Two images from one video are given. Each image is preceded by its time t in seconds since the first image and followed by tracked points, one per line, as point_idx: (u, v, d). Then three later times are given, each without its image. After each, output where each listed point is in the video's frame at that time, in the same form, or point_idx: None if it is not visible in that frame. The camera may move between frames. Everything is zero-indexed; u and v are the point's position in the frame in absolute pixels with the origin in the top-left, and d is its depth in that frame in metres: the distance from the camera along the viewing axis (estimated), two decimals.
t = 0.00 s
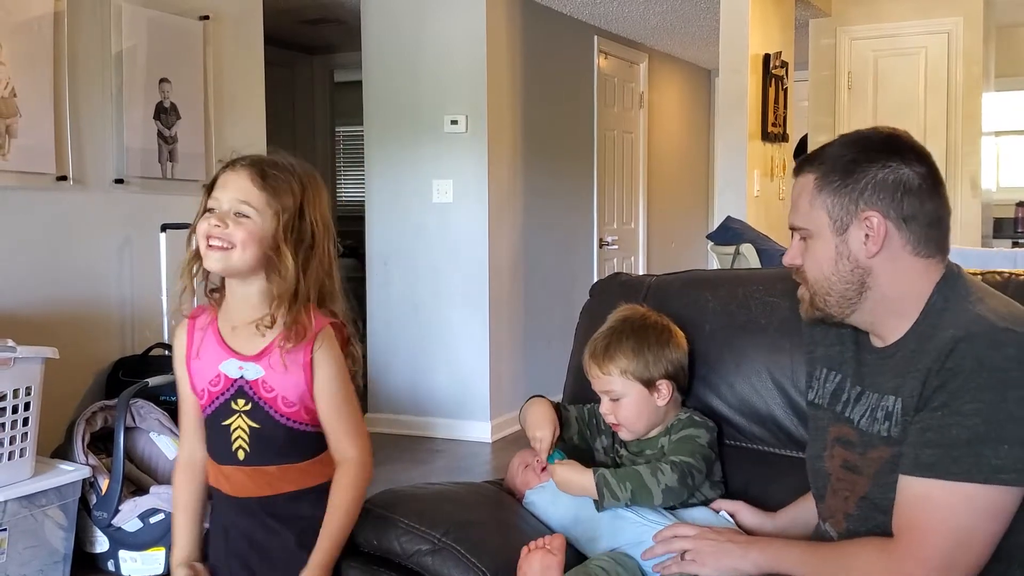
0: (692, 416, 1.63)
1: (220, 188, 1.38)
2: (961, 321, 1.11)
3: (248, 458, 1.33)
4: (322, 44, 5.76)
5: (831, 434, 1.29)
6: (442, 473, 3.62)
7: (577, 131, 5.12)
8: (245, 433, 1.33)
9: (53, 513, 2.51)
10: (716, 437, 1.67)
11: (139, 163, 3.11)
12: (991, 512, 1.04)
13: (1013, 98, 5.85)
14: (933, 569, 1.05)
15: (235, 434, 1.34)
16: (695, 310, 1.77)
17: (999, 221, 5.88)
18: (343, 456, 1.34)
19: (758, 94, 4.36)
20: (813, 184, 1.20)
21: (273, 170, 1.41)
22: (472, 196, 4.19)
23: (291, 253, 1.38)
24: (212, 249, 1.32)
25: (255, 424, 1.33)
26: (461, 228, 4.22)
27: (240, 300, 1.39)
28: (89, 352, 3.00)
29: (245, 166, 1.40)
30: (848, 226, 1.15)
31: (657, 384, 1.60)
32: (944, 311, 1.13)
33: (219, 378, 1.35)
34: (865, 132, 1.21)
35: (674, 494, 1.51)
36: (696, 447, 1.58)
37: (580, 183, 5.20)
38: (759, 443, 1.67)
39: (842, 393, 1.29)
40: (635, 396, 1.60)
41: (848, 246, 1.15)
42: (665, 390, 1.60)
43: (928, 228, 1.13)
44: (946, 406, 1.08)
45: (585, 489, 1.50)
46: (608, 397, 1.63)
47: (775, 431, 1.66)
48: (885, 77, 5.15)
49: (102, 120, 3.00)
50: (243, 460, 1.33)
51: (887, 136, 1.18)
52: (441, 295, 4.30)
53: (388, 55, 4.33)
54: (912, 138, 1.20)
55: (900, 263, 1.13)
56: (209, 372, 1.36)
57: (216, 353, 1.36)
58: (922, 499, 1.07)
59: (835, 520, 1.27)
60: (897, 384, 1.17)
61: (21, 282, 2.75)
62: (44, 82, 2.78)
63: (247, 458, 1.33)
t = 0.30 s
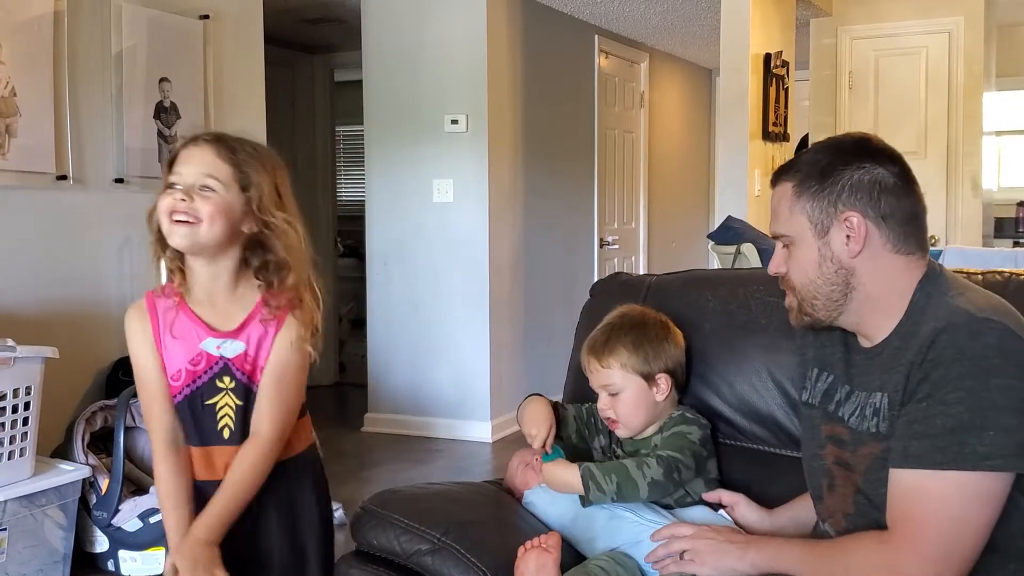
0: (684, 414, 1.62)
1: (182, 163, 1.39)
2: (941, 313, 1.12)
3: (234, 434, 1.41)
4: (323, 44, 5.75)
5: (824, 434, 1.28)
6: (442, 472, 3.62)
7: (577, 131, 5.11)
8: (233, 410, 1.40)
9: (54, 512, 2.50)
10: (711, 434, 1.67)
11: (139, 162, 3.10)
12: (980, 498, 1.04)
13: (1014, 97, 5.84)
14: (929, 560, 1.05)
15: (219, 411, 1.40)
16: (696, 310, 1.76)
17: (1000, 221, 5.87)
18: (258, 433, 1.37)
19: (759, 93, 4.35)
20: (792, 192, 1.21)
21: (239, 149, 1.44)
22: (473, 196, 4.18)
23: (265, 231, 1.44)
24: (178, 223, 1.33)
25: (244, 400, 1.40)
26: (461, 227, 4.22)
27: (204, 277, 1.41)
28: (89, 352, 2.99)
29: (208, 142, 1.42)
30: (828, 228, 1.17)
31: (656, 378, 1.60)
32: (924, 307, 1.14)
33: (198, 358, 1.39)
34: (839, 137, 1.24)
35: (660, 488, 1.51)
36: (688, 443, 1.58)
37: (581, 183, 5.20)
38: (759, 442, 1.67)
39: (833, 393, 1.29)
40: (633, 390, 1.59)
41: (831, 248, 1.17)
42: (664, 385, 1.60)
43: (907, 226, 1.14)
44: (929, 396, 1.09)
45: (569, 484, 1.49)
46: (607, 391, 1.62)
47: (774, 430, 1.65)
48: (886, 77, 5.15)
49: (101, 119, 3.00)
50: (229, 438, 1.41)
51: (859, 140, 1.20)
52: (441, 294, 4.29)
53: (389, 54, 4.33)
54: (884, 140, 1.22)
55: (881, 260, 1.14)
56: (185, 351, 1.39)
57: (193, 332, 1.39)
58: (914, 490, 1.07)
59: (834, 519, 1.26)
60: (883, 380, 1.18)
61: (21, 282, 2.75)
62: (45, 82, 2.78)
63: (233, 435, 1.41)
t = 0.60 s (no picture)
0: (682, 418, 1.62)
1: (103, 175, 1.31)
2: (920, 311, 1.15)
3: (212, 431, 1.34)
4: (323, 44, 5.74)
5: (814, 436, 1.29)
6: (442, 473, 3.62)
7: (577, 131, 5.11)
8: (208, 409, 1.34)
9: (53, 513, 2.50)
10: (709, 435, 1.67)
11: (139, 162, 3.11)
12: (957, 489, 1.05)
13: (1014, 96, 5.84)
14: (905, 548, 1.07)
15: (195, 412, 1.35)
16: (698, 312, 1.76)
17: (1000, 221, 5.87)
18: (206, 409, 1.27)
19: (759, 93, 4.35)
20: (775, 199, 1.24)
21: (154, 146, 1.36)
22: (473, 196, 4.18)
23: (196, 226, 1.33)
24: (112, 236, 1.26)
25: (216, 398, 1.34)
26: (461, 227, 4.22)
27: (151, 285, 1.34)
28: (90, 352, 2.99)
29: (123, 149, 1.34)
30: (813, 231, 1.19)
31: (658, 373, 1.60)
32: (904, 306, 1.16)
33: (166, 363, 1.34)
34: (818, 146, 1.27)
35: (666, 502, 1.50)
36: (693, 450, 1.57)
37: (581, 183, 5.20)
38: (759, 446, 1.66)
39: (822, 398, 1.29)
40: (637, 386, 1.59)
41: (816, 251, 1.19)
42: (666, 381, 1.61)
43: (889, 227, 1.17)
44: (908, 389, 1.11)
45: (578, 484, 1.48)
46: (609, 388, 1.61)
47: (770, 432, 1.66)
48: (886, 77, 5.15)
49: (100, 119, 3.00)
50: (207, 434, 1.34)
51: (837, 148, 1.24)
52: (440, 295, 4.29)
53: (389, 55, 4.33)
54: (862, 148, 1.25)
55: (865, 262, 1.17)
56: (152, 357, 1.34)
57: (157, 338, 1.34)
58: (892, 480, 1.08)
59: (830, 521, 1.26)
60: (867, 378, 1.20)
61: (21, 282, 2.75)
62: (45, 82, 2.78)
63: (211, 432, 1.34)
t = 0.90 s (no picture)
0: (688, 417, 1.62)
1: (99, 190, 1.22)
2: (917, 312, 1.15)
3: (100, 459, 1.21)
4: (324, 44, 5.74)
5: (812, 441, 1.29)
6: (444, 473, 3.63)
7: (578, 132, 5.11)
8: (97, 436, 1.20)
9: (55, 514, 2.47)
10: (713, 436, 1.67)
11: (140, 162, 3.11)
12: (969, 488, 1.05)
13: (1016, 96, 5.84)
14: (918, 548, 1.06)
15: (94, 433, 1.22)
16: (700, 314, 1.76)
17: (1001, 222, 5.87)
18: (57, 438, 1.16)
19: (760, 93, 4.35)
20: (764, 207, 1.25)
21: (165, 181, 1.26)
22: (474, 197, 4.18)
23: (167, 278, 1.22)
24: (78, 253, 1.18)
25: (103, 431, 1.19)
26: (462, 227, 4.22)
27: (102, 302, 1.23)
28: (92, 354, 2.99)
29: (131, 170, 1.24)
30: (803, 237, 1.20)
31: (658, 377, 1.60)
32: (902, 308, 1.17)
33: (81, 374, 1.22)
34: (804, 154, 1.28)
35: (676, 497, 1.51)
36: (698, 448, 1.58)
37: (582, 183, 5.20)
38: (762, 447, 1.67)
39: (819, 403, 1.29)
40: (636, 389, 1.60)
41: (807, 256, 1.20)
42: (667, 384, 1.60)
43: (878, 230, 1.18)
44: (909, 390, 1.11)
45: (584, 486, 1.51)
46: (610, 390, 1.62)
47: (773, 434, 1.66)
48: (888, 77, 5.15)
49: (101, 120, 3.00)
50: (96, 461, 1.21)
51: (822, 155, 1.25)
52: (442, 295, 4.29)
53: (390, 55, 4.33)
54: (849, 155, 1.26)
55: (856, 264, 1.17)
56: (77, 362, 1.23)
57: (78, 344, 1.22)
58: (903, 481, 1.08)
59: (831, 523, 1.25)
60: (865, 379, 1.20)
61: (23, 284, 2.75)
62: (47, 83, 2.78)
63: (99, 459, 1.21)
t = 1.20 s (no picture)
0: (695, 417, 1.63)
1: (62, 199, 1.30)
2: (941, 313, 1.15)
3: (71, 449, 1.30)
4: (327, 46, 5.75)
5: (825, 441, 1.29)
6: (449, 475, 3.63)
7: (582, 133, 5.11)
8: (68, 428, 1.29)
9: (61, 513, 2.15)
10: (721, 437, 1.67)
11: (145, 164, 3.12)
12: (986, 489, 1.05)
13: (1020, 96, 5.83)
14: (934, 549, 1.06)
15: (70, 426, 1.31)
16: (706, 314, 1.76)
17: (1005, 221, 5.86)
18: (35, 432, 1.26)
19: (764, 93, 4.35)
20: (785, 203, 1.25)
21: (128, 203, 1.32)
22: (478, 198, 4.19)
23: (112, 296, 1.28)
24: (27, 254, 1.26)
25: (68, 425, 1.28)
26: (466, 228, 4.22)
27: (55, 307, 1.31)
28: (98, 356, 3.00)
29: (97, 186, 1.32)
30: (824, 234, 1.20)
31: (666, 378, 1.60)
32: (922, 309, 1.17)
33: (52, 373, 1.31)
34: (825, 152, 1.28)
35: (682, 496, 1.51)
36: (703, 447, 1.58)
37: (585, 184, 5.20)
38: (769, 449, 1.67)
39: (831, 403, 1.29)
40: (643, 391, 1.60)
41: (828, 254, 1.19)
42: (675, 385, 1.61)
43: (899, 231, 1.18)
44: (932, 390, 1.11)
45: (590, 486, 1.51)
46: (617, 391, 1.62)
47: (780, 434, 1.66)
48: (892, 77, 5.15)
49: (107, 122, 3.00)
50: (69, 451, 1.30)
51: (845, 153, 1.25)
52: (446, 296, 4.29)
53: (393, 57, 4.33)
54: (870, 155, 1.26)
55: (876, 265, 1.17)
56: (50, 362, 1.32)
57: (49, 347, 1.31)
58: (922, 481, 1.08)
59: (844, 523, 1.25)
60: (886, 380, 1.20)
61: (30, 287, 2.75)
62: (51, 85, 2.79)
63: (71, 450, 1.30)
